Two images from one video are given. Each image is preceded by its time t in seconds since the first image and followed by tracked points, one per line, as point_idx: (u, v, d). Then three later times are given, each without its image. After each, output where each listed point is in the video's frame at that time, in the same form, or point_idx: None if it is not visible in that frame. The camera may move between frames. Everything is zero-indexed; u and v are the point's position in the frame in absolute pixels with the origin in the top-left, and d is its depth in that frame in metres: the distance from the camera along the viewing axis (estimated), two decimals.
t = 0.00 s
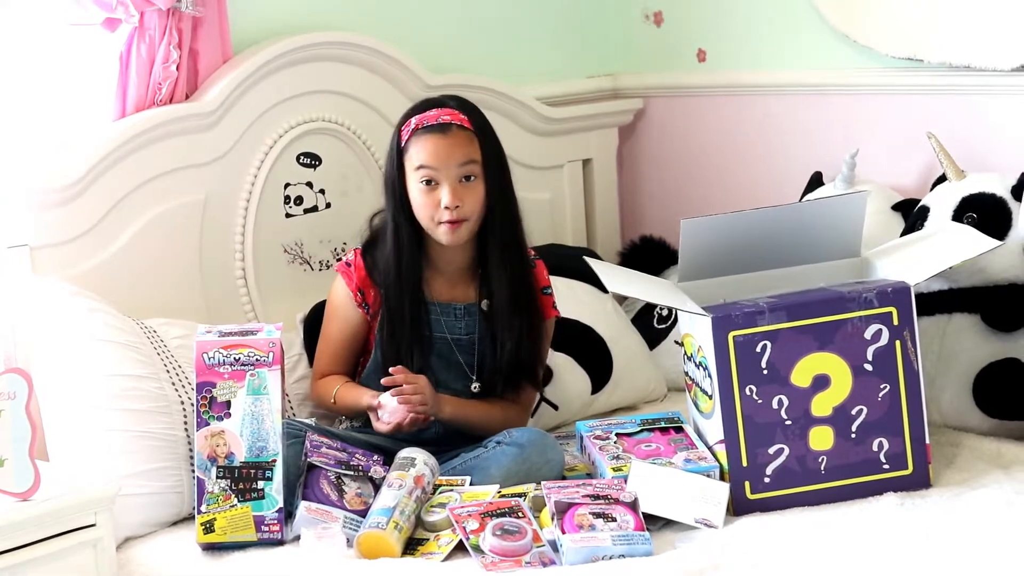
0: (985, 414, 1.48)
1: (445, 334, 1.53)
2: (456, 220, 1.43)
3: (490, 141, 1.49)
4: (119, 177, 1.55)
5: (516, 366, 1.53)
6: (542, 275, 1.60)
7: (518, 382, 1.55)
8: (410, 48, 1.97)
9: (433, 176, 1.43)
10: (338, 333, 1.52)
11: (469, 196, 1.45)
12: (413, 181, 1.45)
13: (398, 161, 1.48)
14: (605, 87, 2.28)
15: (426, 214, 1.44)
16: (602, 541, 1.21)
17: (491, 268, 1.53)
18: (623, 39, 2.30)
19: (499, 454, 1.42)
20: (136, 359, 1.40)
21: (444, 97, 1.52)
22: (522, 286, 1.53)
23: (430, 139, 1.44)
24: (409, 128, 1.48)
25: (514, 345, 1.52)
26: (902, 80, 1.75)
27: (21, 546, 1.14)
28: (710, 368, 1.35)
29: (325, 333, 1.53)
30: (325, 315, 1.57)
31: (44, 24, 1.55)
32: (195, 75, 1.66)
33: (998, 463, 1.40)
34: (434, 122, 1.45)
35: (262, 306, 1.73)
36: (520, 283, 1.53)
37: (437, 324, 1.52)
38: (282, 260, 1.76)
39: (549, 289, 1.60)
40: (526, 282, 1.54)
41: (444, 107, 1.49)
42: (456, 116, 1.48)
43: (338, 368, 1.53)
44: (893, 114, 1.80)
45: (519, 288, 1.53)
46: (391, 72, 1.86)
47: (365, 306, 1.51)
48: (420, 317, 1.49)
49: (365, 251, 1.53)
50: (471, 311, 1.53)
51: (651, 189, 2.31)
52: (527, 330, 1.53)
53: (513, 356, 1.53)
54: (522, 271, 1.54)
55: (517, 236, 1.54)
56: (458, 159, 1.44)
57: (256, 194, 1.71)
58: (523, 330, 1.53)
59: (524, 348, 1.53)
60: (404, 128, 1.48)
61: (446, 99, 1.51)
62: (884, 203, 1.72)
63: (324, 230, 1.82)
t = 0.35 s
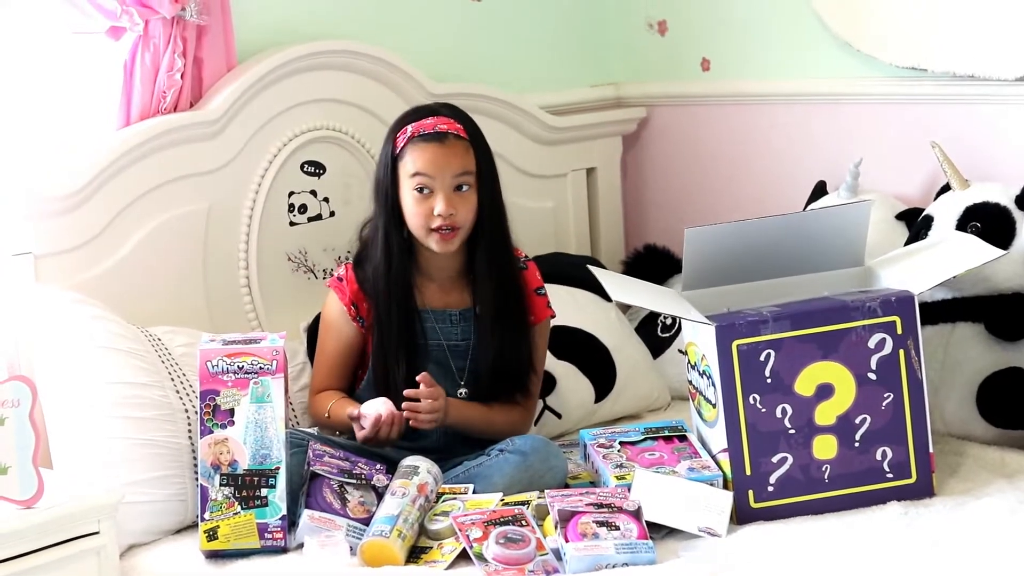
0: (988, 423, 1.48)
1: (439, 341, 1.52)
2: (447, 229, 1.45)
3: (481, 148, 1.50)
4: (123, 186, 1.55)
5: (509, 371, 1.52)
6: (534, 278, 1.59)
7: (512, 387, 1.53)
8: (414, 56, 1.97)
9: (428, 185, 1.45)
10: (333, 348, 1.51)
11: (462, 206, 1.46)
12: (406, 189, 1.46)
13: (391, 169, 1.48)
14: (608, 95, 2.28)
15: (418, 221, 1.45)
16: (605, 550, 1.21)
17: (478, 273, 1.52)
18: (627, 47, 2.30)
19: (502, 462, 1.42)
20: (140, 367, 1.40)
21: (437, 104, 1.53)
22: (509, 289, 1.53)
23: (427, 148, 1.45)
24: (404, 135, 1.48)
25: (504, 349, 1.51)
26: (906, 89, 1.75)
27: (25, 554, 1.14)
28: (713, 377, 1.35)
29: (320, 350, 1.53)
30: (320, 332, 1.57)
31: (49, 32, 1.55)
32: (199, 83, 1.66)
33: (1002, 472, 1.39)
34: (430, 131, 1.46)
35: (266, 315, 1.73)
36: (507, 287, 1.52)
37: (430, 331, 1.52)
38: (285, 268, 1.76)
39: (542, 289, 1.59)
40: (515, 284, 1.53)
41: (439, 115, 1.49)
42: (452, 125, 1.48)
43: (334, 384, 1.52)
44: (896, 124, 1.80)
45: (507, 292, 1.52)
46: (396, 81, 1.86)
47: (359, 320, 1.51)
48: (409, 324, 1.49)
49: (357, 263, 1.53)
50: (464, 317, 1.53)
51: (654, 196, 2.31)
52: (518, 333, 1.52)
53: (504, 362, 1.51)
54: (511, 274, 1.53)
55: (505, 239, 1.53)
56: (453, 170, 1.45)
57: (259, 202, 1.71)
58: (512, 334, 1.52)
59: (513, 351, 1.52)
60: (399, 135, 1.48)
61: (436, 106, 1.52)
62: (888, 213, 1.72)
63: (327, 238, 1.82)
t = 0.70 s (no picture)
0: (987, 424, 1.48)
1: (435, 343, 1.52)
2: (442, 229, 1.44)
3: (476, 150, 1.50)
4: (121, 187, 1.55)
5: (504, 372, 1.52)
6: (527, 279, 1.59)
7: (508, 390, 1.53)
8: (412, 57, 1.97)
9: (424, 185, 1.45)
10: (329, 350, 1.51)
11: (457, 207, 1.46)
12: (401, 188, 1.46)
13: (386, 169, 1.48)
14: (607, 96, 2.28)
15: (413, 221, 1.45)
16: (604, 551, 1.21)
17: (472, 275, 1.52)
18: (626, 47, 2.30)
19: (500, 463, 1.42)
20: (139, 369, 1.40)
21: (432, 107, 1.53)
22: (503, 291, 1.53)
23: (423, 148, 1.45)
24: (401, 135, 1.48)
25: (499, 349, 1.51)
26: (905, 90, 1.75)
27: (24, 555, 1.14)
28: (712, 379, 1.35)
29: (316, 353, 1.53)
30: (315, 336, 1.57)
31: (48, 33, 1.55)
32: (198, 84, 1.66)
33: (1000, 474, 1.39)
34: (427, 131, 1.46)
35: (264, 316, 1.73)
36: (502, 288, 1.52)
37: (425, 333, 1.52)
38: (284, 269, 1.76)
39: (536, 290, 1.59)
40: (509, 285, 1.54)
41: (436, 117, 1.50)
42: (448, 127, 1.49)
43: (331, 387, 1.52)
44: (895, 125, 1.80)
45: (501, 292, 1.52)
46: (394, 82, 1.86)
47: (353, 323, 1.51)
48: (405, 326, 1.49)
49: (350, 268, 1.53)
50: (460, 319, 1.53)
51: (653, 197, 2.31)
52: (512, 334, 1.52)
53: (500, 363, 1.51)
54: (506, 274, 1.54)
55: (500, 240, 1.54)
56: (450, 170, 1.45)
57: (258, 202, 1.71)
58: (507, 336, 1.52)
59: (508, 352, 1.52)
60: (395, 135, 1.49)
61: (432, 108, 1.52)
62: (886, 214, 1.72)
63: (326, 239, 1.82)
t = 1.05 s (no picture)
0: (989, 425, 1.48)
1: (437, 342, 1.53)
2: (434, 235, 1.43)
3: (471, 151, 1.48)
4: (123, 188, 1.55)
5: (504, 372, 1.51)
6: (529, 278, 1.58)
7: (509, 389, 1.52)
8: (414, 58, 1.97)
9: (412, 192, 1.42)
10: (332, 350, 1.52)
11: (448, 211, 1.44)
12: (394, 196, 1.44)
13: (379, 174, 1.47)
14: (608, 96, 2.28)
15: (404, 228, 1.43)
16: (607, 552, 1.20)
17: (470, 275, 1.51)
18: (627, 48, 2.30)
19: (502, 464, 1.42)
20: (141, 371, 1.40)
21: (426, 107, 1.51)
22: (502, 291, 1.51)
23: (412, 155, 1.43)
24: (391, 141, 1.46)
25: (497, 350, 1.50)
26: (906, 90, 1.75)
27: (27, 557, 1.15)
28: (714, 379, 1.35)
29: (319, 352, 1.53)
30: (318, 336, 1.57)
31: (50, 35, 1.55)
32: (199, 87, 1.66)
33: (1002, 474, 1.40)
34: (415, 137, 1.44)
35: (266, 317, 1.73)
36: (500, 288, 1.51)
37: (426, 332, 1.52)
38: (286, 270, 1.76)
39: (538, 289, 1.58)
40: (507, 284, 1.52)
41: (426, 120, 1.47)
42: (438, 131, 1.46)
43: (334, 387, 1.52)
44: (897, 125, 1.80)
45: (498, 292, 1.51)
46: (396, 83, 1.86)
47: (355, 321, 1.52)
48: (404, 326, 1.50)
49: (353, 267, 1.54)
50: (460, 319, 1.53)
51: (654, 198, 2.31)
52: (511, 335, 1.51)
53: (499, 364, 1.50)
54: (504, 274, 1.52)
55: (499, 239, 1.52)
56: (438, 176, 1.42)
57: (259, 204, 1.71)
58: (506, 336, 1.51)
59: (507, 352, 1.51)
60: (386, 141, 1.47)
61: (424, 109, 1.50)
62: (888, 214, 1.72)
63: (328, 241, 1.82)
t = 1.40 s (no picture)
0: (984, 414, 1.48)
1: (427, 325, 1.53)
2: (419, 226, 1.43)
3: (460, 141, 1.46)
4: (119, 178, 1.55)
5: (491, 358, 1.52)
6: (521, 268, 1.58)
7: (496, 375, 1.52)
8: (409, 49, 1.97)
9: (397, 183, 1.42)
10: (326, 332, 1.51)
11: (433, 203, 1.43)
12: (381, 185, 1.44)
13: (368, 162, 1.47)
14: (604, 87, 2.28)
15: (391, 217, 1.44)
16: (602, 542, 1.20)
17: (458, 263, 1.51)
18: (623, 40, 2.30)
19: (498, 454, 1.42)
20: (137, 360, 1.40)
21: (416, 96, 1.49)
22: (491, 278, 1.51)
23: (398, 145, 1.42)
24: (379, 131, 1.46)
25: (485, 337, 1.50)
26: (902, 80, 1.75)
27: (24, 545, 1.15)
28: (710, 368, 1.35)
29: (313, 337, 1.52)
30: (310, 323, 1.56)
31: (45, 26, 1.55)
32: (195, 76, 1.66)
33: (998, 462, 1.40)
34: (401, 128, 1.43)
35: (262, 307, 1.73)
36: (489, 275, 1.51)
37: (416, 315, 1.53)
38: (281, 261, 1.76)
39: (530, 278, 1.58)
40: (496, 273, 1.52)
41: (415, 110, 1.46)
42: (426, 122, 1.45)
43: (330, 371, 1.51)
44: (893, 115, 1.80)
45: (486, 280, 1.51)
46: (391, 73, 1.86)
47: (350, 302, 1.51)
48: (392, 308, 1.50)
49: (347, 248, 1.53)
50: (450, 304, 1.53)
51: (651, 190, 2.31)
52: (499, 322, 1.51)
53: (487, 350, 1.51)
54: (493, 263, 1.52)
55: (490, 227, 1.52)
56: (422, 169, 1.42)
57: (255, 195, 1.71)
58: (494, 323, 1.51)
59: (495, 338, 1.51)
60: (375, 130, 1.47)
61: (416, 98, 1.48)
62: (884, 203, 1.72)
63: (323, 231, 1.82)
